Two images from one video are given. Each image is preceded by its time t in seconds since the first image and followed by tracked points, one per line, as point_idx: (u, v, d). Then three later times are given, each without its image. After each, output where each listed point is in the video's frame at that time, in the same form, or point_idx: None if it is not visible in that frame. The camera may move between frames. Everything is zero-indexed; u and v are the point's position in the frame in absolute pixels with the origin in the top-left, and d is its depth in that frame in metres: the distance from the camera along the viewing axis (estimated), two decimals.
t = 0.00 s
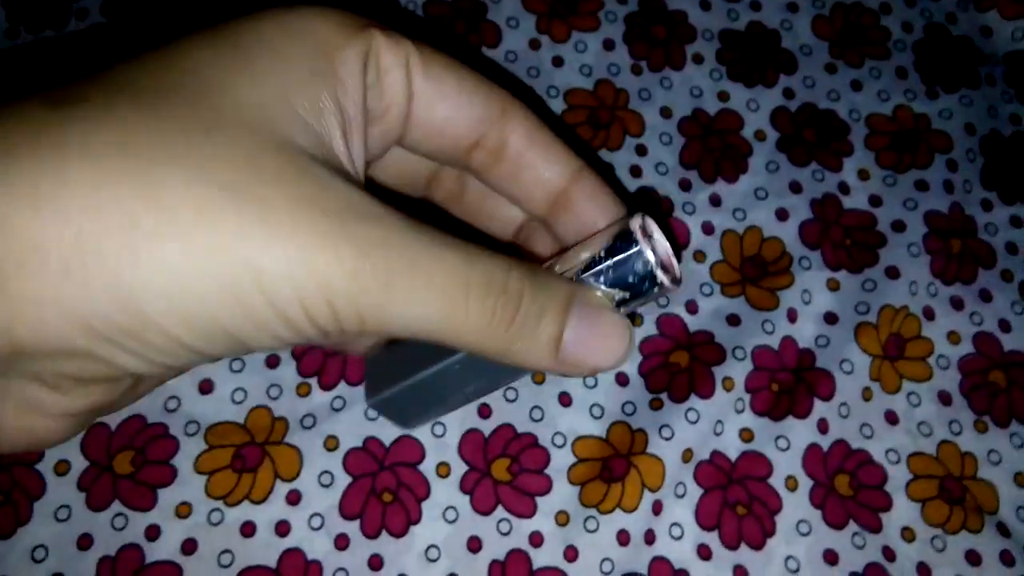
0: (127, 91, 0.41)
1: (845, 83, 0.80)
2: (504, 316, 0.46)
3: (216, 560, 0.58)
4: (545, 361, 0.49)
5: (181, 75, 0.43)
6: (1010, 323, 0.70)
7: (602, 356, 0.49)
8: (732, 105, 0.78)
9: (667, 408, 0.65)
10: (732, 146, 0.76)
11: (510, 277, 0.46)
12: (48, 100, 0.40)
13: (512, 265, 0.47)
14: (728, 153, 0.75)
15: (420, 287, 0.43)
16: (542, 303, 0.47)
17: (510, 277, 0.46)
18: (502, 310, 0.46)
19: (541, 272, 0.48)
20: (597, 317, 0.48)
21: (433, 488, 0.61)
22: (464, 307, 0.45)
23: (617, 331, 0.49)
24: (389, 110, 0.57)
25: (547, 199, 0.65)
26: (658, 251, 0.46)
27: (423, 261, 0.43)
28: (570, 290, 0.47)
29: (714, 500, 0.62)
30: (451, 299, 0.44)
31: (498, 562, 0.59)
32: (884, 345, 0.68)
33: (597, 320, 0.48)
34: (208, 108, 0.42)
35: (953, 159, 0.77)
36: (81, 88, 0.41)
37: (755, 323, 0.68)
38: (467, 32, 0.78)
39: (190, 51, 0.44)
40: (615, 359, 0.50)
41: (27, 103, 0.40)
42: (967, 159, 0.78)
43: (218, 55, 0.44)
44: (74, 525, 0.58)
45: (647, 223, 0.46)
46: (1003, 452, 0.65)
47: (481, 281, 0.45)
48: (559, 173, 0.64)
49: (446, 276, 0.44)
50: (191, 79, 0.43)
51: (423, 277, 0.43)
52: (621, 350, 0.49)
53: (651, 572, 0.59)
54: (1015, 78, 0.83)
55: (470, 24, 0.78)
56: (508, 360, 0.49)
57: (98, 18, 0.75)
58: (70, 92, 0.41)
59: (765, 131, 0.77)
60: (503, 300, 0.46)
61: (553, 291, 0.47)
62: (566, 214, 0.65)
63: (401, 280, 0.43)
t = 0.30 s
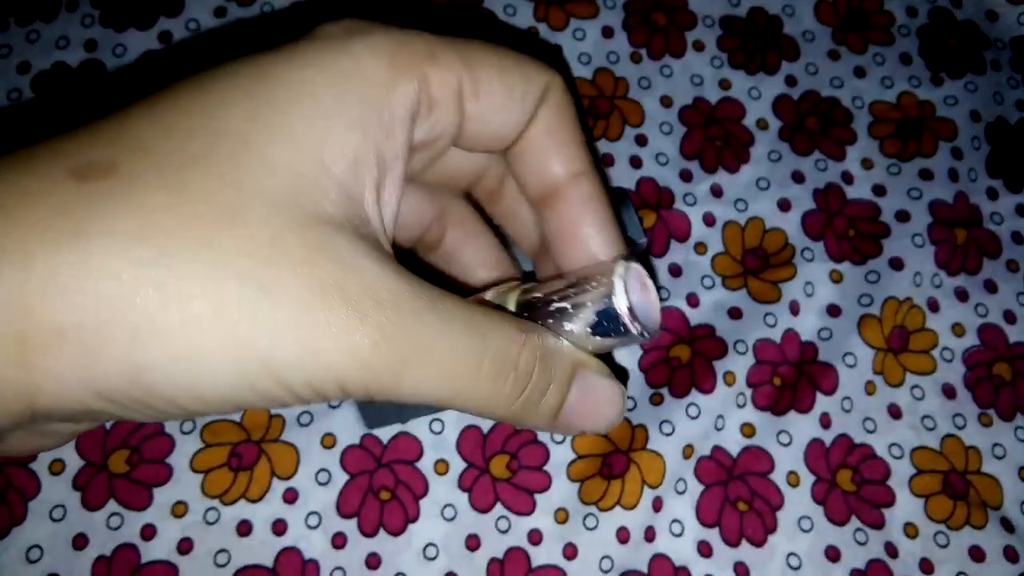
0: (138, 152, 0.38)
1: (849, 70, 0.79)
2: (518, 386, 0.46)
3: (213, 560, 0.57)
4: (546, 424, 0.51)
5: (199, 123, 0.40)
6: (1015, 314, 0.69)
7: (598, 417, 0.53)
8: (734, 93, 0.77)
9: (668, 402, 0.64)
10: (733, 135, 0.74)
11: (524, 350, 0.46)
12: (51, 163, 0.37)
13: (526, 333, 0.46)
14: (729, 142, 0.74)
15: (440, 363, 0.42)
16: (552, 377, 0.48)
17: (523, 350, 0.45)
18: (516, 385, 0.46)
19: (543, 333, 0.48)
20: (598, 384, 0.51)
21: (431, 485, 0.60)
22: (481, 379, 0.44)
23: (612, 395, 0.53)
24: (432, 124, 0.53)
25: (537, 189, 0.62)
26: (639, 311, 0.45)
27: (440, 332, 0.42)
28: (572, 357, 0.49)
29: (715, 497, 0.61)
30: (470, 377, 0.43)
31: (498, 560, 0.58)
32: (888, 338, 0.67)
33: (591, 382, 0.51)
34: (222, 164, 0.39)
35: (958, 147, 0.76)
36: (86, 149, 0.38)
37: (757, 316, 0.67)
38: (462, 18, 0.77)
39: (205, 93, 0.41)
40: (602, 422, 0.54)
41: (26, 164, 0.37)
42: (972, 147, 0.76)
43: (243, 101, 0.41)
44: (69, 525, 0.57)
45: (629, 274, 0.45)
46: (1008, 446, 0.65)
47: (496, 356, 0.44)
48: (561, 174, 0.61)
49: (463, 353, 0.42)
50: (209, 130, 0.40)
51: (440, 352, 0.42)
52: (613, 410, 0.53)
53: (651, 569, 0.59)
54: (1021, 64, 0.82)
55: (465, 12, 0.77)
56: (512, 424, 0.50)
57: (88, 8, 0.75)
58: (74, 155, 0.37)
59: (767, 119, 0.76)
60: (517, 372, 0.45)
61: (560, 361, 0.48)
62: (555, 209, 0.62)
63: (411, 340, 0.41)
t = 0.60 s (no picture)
0: (171, 226, 0.38)
1: (841, 76, 0.79)
2: (540, 393, 0.47)
3: (206, 565, 0.57)
4: (581, 420, 0.52)
5: (229, 189, 0.40)
6: (1007, 319, 0.70)
7: (635, 410, 0.52)
8: (727, 99, 0.77)
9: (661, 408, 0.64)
10: (725, 141, 0.75)
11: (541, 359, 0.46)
12: (81, 240, 0.37)
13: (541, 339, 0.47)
14: (722, 147, 0.74)
15: (473, 400, 0.43)
16: (574, 376, 0.49)
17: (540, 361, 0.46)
18: (539, 392, 0.47)
19: (564, 330, 0.48)
20: (629, 373, 0.51)
21: (424, 490, 0.60)
22: (513, 400, 0.45)
23: (649, 383, 0.52)
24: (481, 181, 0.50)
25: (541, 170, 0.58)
26: (643, 293, 0.47)
27: (469, 366, 0.43)
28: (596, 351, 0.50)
29: (709, 501, 0.61)
30: (501, 400, 0.44)
31: (491, 565, 0.58)
32: (880, 343, 0.68)
33: (623, 373, 0.51)
34: (258, 227, 0.39)
35: (950, 152, 0.76)
36: (118, 224, 0.38)
37: (750, 321, 0.67)
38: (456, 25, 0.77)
39: (233, 158, 0.41)
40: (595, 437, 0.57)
41: (56, 241, 0.37)
42: (964, 153, 0.77)
43: (275, 162, 0.41)
44: (62, 530, 0.57)
45: (633, 264, 0.47)
46: (1000, 450, 0.65)
47: (522, 375, 0.45)
48: (564, 143, 0.57)
49: (493, 381, 0.44)
50: (239, 197, 0.40)
51: (468, 385, 0.42)
52: (654, 397, 0.52)
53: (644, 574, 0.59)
54: (1013, 69, 0.82)
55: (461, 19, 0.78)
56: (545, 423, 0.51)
57: (82, 14, 0.75)
58: (105, 232, 0.38)
59: (759, 125, 0.76)
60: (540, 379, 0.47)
61: (580, 360, 0.49)
62: (557, 183, 0.58)
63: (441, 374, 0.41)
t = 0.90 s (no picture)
0: (196, 271, 0.40)
1: (840, 82, 0.79)
2: (563, 395, 0.45)
3: (207, 568, 0.57)
4: (617, 413, 0.48)
5: (252, 230, 0.40)
6: (1006, 324, 0.70)
7: (675, 406, 0.47)
8: (726, 104, 0.77)
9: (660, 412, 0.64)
10: (725, 146, 0.75)
11: (560, 362, 0.44)
12: (109, 282, 0.39)
13: (559, 340, 0.45)
14: (721, 152, 0.75)
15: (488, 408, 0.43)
16: (601, 377, 0.46)
17: (558, 364, 0.44)
18: (562, 395, 0.45)
19: (587, 329, 0.46)
20: (663, 359, 0.45)
21: (425, 493, 0.60)
22: (532, 405, 0.44)
23: (692, 372, 0.46)
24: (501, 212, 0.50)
25: (569, 189, 0.59)
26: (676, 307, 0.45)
27: (483, 377, 0.42)
28: (627, 348, 0.45)
29: (709, 505, 0.61)
30: (520, 406, 0.44)
31: (491, 568, 0.58)
32: (879, 347, 0.68)
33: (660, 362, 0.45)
34: (275, 265, 0.40)
35: (949, 158, 0.77)
36: (145, 266, 0.39)
37: (750, 325, 0.68)
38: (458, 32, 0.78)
39: (259, 196, 0.42)
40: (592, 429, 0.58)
41: (88, 282, 0.39)
42: (963, 158, 0.77)
43: (300, 202, 0.41)
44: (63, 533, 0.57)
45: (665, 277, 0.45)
46: (999, 454, 0.65)
47: (539, 377, 0.44)
48: (590, 165, 0.58)
49: (508, 389, 0.43)
50: (259, 238, 0.40)
51: (482, 392, 0.42)
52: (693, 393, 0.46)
53: None
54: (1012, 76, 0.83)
55: (462, 25, 0.78)
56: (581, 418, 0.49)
57: (86, 19, 0.75)
58: (131, 274, 0.39)
59: (759, 131, 0.76)
60: (559, 382, 0.45)
61: (607, 360, 0.45)
62: (580, 206, 0.59)
63: (451, 375, 0.42)
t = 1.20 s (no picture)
0: (188, 286, 0.39)
1: (830, 85, 0.80)
2: (544, 346, 0.45)
3: None
4: (599, 359, 0.48)
5: (244, 245, 0.40)
6: (997, 326, 0.70)
7: (656, 339, 0.48)
8: (716, 108, 0.77)
9: (651, 418, 0.64)
10: (715, 150, 0.75)
11: (536, 312, 0.44)
12: (97, 297, 0.38)
13: (532, 292, 0.45)
14: (711, 157, 0.75)
15: (473, 367, 0.42)
16: (578, 321, 0.46)
17: (534, 315, 0.44)
18: (544, 346, 0.45)
19: (556, 283, 0.46)
20: (636, 298, 0.46)
21: (416, 501, 0.60)
22: (516, 362, 0.44)
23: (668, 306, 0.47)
24: (495, 229, 0.50)
25: (570, 203, 0.59)
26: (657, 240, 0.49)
27: (466, 338, 0.42)
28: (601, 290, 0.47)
29: (700, 510, 0.61)
30: (504, 364, 0.43)
31: None
32: (870, 351, 0.68)
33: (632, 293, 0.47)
34: (269, 281, 0.40)
35: (939, 161, 0.77)
36: (135, 281, 0.39)
37: (740, 330, 0.68)
38: (448, 38, 0.78)
39: (251, 212, 0.41)
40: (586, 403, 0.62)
41: (74, 297, 0.38)
42: (953, 161, 0.77)
43: (294, 218, 0.41)
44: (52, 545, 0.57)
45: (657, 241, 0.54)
46: (990, 457, 0.65)
47: (517, 330, 0.44)
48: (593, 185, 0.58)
49: (489, 345, 0.43)
50: (253, 253, 0.40)
51: (465, 348, 0.42)
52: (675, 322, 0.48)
53: None
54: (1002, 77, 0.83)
55: (452, 32, 0.78)
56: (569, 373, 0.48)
57: (74, 27, 0.75)
58: (120, 288, 0.39)
59: (749, 134, 0.76)
60: (539, 333, 0.44)
61: (582, 303, 0.46)
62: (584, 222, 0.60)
63: (435, 339, 0.42)
